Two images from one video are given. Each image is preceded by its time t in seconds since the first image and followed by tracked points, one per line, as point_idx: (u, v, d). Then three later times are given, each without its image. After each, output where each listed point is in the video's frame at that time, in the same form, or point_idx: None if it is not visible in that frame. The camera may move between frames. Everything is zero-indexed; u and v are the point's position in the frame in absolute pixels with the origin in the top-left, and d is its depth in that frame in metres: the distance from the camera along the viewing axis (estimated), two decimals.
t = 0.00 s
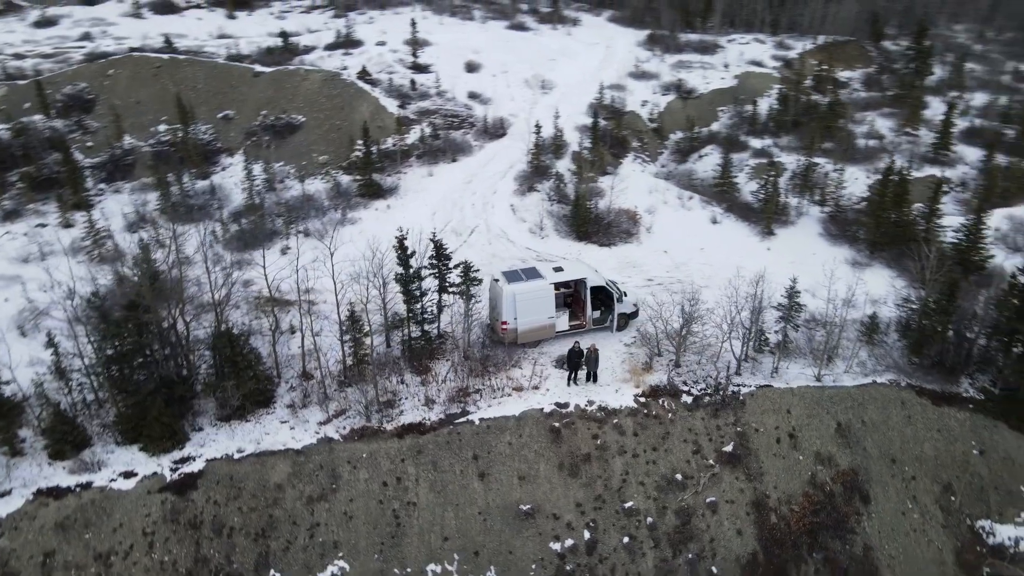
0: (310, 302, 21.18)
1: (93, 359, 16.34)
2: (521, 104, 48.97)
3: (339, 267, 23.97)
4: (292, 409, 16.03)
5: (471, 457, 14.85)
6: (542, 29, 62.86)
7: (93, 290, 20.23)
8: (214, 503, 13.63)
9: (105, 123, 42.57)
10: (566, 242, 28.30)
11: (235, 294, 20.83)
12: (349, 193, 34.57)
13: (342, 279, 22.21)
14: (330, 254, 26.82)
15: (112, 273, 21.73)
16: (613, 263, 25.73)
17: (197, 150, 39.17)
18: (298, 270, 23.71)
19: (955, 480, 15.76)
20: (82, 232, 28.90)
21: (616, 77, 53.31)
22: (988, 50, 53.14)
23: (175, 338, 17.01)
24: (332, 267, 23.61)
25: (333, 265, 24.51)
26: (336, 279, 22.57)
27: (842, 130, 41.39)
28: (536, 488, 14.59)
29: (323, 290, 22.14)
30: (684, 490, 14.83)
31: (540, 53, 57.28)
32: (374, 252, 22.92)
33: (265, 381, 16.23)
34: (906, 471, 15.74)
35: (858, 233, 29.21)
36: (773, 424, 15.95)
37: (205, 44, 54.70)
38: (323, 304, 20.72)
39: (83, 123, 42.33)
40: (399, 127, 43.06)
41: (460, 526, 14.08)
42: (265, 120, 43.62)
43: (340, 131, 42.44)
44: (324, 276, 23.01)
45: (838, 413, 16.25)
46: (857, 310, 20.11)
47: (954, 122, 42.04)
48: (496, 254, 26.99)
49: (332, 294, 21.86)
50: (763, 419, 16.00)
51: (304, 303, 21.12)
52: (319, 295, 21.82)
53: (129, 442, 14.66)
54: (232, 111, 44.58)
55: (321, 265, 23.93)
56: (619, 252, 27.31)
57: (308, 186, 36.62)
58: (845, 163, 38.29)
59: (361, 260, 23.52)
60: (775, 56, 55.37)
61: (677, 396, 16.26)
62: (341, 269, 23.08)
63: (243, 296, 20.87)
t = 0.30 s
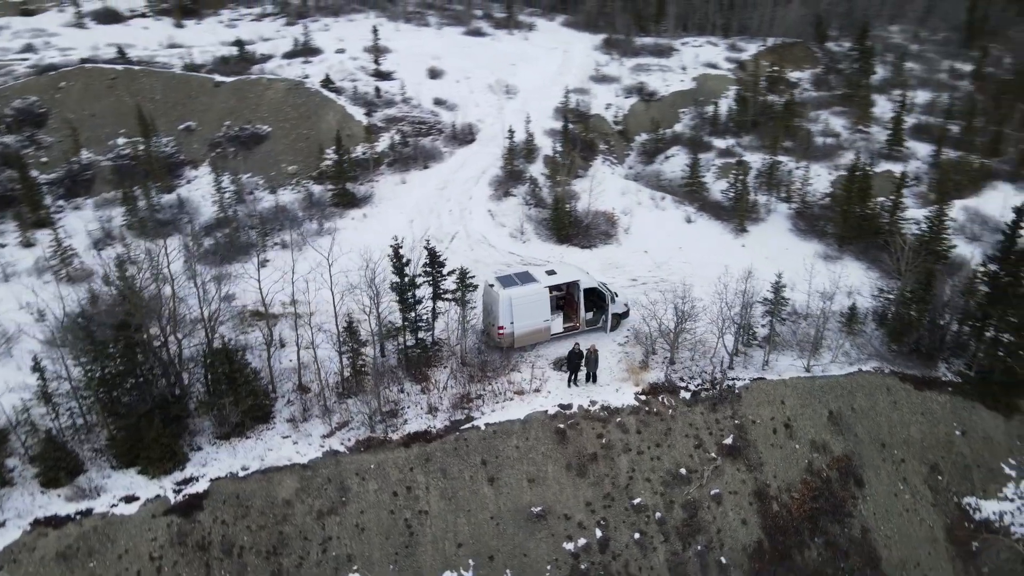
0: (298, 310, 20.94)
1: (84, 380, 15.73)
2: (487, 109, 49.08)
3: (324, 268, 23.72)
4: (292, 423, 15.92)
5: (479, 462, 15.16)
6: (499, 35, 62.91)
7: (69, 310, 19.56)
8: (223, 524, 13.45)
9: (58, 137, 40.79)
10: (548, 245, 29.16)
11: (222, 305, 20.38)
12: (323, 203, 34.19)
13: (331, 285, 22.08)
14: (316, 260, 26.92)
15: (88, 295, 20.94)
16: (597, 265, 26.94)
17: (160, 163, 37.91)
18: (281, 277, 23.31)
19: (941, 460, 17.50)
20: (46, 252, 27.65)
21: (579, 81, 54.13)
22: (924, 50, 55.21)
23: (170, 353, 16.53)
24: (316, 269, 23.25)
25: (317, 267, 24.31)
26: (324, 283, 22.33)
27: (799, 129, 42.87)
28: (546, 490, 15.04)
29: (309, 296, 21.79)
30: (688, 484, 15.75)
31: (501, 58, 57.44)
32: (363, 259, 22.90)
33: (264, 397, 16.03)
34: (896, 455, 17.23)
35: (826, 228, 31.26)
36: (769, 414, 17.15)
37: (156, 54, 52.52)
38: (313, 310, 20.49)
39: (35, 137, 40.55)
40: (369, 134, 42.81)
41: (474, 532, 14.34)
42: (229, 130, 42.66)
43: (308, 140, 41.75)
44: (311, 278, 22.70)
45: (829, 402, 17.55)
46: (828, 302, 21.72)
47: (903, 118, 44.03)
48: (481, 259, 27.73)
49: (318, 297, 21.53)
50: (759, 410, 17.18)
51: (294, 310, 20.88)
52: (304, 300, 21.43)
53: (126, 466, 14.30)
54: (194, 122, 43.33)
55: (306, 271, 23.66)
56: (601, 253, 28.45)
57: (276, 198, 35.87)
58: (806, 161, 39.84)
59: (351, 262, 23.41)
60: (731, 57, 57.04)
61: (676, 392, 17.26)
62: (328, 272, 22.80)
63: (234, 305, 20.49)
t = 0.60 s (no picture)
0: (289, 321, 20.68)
1: (74, 404, 15.18)
2: (455, 115, 48.90)
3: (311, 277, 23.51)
4: (294, 438, 15.68)
5: (488, 467, 15.22)
6: (457, 41, 62.50)
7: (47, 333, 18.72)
8: (234, 544, 13.17)
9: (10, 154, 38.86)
10: (530, 249, 29.59)
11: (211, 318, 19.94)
12: (297, 213, 33.58)
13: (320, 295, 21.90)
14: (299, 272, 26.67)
15: (63, 318, 20.07)
16: (581, 267, 27.69)
17: (122, 177, 36.50)
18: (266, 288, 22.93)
19: (926, 443, 18.59)
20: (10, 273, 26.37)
21: (543, 85, 54.49)
22: (868, 49, 57.35)
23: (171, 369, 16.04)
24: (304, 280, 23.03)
25: (304, 276, 24.09)
26: (313, 293, 22.14)
27: (758, 129, 44.12)
28: (556, 492, 15.20)
29: (298, 306, 21.50)
30: (692, 478, 16.16)
31: (464, 64, 57.24)
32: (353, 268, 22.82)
33: (265, 413, 15.75)
34: (884, 439, 18.19)
35: (795, 224, 32.64)
36: (764, 407, 17.79)
37: (106, 65, 50.23)
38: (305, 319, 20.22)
39: None
40: (339, 143, 42.37)
41: (487, 538, 14.39)
42: (192, 142, 41.32)
43: (276, 150, 40.90)
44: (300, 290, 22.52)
45: (820, 391, 18.39)
46: (806, 296, 22.69)
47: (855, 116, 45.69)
48: (465, 265, 28.10)
49: (308, 307, 21.32)
50: (754, 403, 17.79)
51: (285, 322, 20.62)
52: (294, 312, 21.16)
53: (127, 490, 13.89)
54: (154, 134, 41.81)
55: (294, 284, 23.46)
56: (583, 255, 29.09)
57: (245, 209, 35.00)
58: (769, 159, 41.12)
59: (339, 270, 23.27)
60: (687, 60, 58.26)
61: (674, 389, 17.72)
62: (316, 282, 22.53)
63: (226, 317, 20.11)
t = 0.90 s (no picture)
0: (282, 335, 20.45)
1: (66, 429, 14.69)
2: (420, 122, 48.06)
3: (299, 290, 23.35)
4: (298, 453, 15.45)
5: (498, 472, 15.27)
6: (414, 46, 60.84)
7: (24, 360, 17.91)
8: (249, 565, 12.94)
9: None
10: (512, 254, 29.83)
11: (204, 334, 19.59)
12: (270, 225, 32.93)
13: (311, 306, 21.74)
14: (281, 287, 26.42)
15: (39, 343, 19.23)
16: (564, 270, 28.35)
17: (84, 194, 35.14)
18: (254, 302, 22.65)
19: (909, 427, 19.59)
20: None
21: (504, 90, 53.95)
22: (815, 49, 59.43)
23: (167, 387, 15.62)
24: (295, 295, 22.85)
25: (290, 288, 23.85)
26: (303, 306, 21.97)
27: (718, 129, 45.04)
28: (566, 494, 15.34)
29: (288, 321, 21.30)
30: (694, 473, 16.55)
31: (425, 69, 56.09)
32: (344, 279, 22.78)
33: (268, 429, 15.47)
34: (871, 426, 19.09)
35: (765, 222, 33.67)
36: (757, 399, 18.39)
37: (53, 78, 47.75)
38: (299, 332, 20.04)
39: None
40: (307, 150, 41.57)
41: (502, 543, 14.43)
42: (155, 155, 39.82)
43: (243, 161, 39.77)
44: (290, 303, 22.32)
45: (809, 382, 19.16)
46: (785, 291, 23.55)
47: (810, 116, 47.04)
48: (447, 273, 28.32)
49: (301, 321, 21.25)
50: (748, 396, 18.37)
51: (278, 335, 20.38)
52: (283, 326, 20.86)
53: (130, 516, 13.51)
54: (114, 148, 40.14)
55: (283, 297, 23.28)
56: (564, 259, 29.61)
57: (214, 223, 34.28)
58: (733, 159, 42.23)
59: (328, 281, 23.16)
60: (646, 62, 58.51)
61: (671, 386, 18.09)
62: (303, 295, 22.38)
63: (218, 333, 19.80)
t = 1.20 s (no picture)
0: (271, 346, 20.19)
1: (62, 458, 14.16)
2: (387, 129, 46.63)
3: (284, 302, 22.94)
4: (306, 469, 15.26)
5: (508, 477, 15.37)
6: (371, 53, 58.42)
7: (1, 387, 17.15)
8: None
9: None
10: (494, 259, 30.04)
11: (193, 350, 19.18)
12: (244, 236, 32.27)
13: (301, 318, 21.52)
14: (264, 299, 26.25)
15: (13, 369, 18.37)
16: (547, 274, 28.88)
17: (43, 212, 33.64)
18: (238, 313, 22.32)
19: (892, 413, 20.59)
20: None
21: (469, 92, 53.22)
22: (764, 50, 61.36)
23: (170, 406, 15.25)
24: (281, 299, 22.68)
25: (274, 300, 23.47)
26: (292, 316, 21.73)
27: (678, 132, 45.80)
28: (576, 495, 15.54)
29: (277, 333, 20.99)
30: (696, 467, 16.96)
31: (386, 74, 54.39)
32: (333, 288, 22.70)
33: (273, 446, 15.22)
34: (856, 413, 20.00)
35: (734, 220, 34.74)
36: (750, 393, 18.98)
37: None
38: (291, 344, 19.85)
39: None
40: (275, 160, 40.41)
41: (518, 547, 14.53)
42: (116, 169, 38.29)
43: (210, 173, 38.53)
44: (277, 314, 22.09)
45: (797, 374, 19.93)
46: (766, 286, 24.35)
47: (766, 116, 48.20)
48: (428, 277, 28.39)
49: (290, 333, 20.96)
50: (741, 391, 18.93)
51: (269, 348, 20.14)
52: (272, 340, 20.47)
53: (137, 543, 13.13)
54: (72, 163, 38.37)
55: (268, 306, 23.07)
56: (546, 263, 30.02)
57: (183, 239, 33.25)
58: (699, 159, 43.31)
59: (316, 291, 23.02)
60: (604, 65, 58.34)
61: (668, 383, 18.50)
62: (289, 307, 22.03)
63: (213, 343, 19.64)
